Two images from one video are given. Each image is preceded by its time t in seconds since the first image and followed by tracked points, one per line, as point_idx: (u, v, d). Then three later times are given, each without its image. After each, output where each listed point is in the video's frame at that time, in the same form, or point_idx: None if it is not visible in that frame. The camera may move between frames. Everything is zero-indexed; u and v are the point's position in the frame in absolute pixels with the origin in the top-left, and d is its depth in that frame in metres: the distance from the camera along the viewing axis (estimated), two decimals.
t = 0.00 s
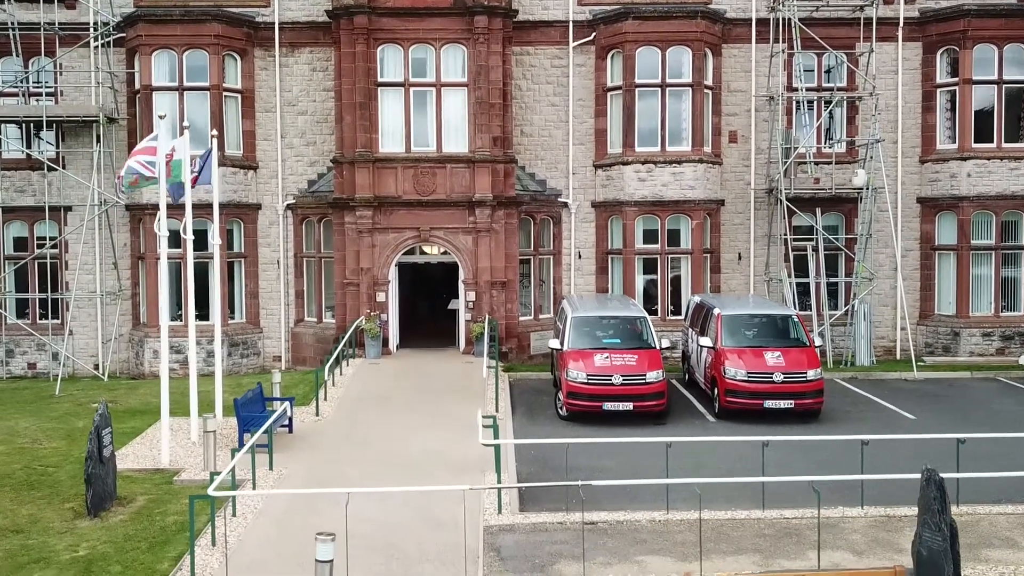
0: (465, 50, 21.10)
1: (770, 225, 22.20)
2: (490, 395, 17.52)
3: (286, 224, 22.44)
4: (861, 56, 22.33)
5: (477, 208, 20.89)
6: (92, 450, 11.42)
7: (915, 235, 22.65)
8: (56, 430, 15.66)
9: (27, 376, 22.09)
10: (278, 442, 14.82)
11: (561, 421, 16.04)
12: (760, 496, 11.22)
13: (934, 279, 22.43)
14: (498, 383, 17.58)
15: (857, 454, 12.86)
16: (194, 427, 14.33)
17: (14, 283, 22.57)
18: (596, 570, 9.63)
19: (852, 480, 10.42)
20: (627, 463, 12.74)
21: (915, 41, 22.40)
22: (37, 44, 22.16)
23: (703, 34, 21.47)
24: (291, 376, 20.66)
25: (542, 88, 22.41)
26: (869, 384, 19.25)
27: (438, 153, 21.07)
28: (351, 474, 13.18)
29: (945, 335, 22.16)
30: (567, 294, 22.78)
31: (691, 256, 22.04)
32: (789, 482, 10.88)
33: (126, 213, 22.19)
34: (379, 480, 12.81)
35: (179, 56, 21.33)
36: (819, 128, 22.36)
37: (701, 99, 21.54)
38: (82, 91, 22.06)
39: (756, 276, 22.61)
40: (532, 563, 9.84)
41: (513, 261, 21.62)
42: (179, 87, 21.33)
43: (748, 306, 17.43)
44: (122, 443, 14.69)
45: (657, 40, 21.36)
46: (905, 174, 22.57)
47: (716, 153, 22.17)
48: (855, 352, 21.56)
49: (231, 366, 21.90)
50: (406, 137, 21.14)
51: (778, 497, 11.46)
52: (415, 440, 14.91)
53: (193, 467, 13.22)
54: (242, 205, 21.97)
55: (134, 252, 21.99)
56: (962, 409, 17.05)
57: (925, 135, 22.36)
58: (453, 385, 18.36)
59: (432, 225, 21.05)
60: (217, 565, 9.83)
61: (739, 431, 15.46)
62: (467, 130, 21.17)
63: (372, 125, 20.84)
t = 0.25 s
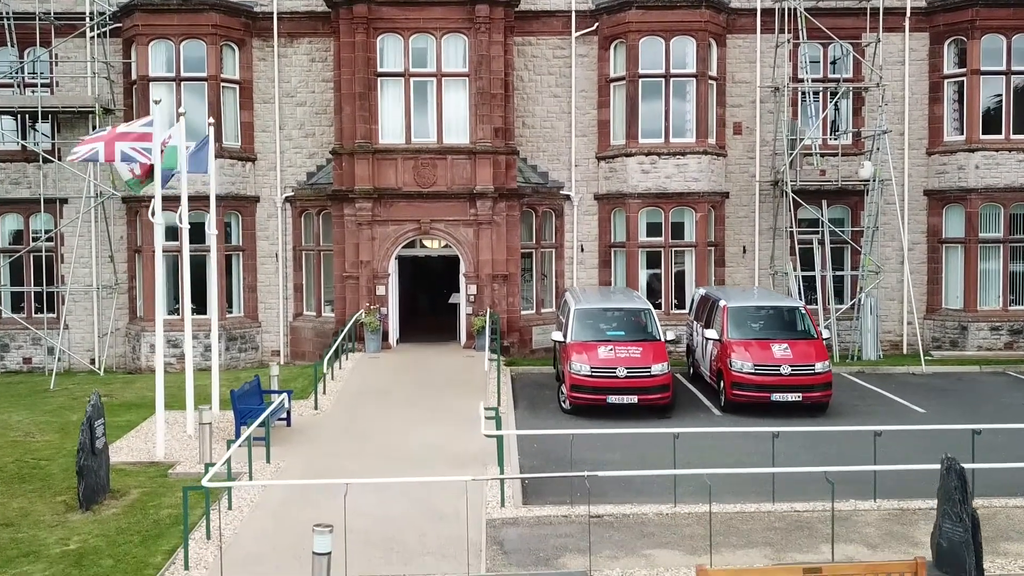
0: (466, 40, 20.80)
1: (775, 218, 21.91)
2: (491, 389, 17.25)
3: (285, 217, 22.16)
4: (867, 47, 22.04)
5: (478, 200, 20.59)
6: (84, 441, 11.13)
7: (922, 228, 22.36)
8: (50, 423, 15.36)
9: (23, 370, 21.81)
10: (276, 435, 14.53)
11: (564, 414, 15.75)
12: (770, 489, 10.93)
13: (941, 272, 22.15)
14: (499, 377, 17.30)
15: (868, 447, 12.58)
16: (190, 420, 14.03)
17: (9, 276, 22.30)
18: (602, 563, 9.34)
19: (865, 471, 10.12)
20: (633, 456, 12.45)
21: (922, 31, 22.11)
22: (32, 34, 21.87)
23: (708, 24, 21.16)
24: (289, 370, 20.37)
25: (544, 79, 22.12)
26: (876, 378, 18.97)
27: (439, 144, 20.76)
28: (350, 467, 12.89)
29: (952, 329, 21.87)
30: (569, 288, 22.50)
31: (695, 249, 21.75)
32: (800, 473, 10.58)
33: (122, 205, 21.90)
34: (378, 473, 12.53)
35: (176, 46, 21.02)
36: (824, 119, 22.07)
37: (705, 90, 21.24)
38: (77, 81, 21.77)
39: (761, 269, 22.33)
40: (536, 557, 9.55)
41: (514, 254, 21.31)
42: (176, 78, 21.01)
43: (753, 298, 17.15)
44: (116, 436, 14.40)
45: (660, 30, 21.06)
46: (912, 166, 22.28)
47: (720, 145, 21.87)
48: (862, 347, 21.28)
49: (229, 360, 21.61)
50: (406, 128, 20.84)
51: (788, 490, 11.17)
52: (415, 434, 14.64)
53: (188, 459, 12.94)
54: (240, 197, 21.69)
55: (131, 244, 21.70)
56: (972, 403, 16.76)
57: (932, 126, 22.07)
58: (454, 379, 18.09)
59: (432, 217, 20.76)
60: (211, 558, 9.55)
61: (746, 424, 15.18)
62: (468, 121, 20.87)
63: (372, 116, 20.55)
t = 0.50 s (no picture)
0: (467, 29, 20.50)
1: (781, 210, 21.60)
2: (493, 382, 16.96)
3: (284, 210, 21.85)
4: (874, 37, 21.73)
5: (480, 192, 20.26)
6: (76, 432, 10.83)
7: (929, 221, 22.05)
8: (43, 416, 15.06)
9: (18, 365, 21.52)
10: (274, 428, 14.23)
11: (567, 407, 15.44)
12: (782, 481, 10.62)
13: (949, 265, 21.83)
14: (501, 369, 17.01)
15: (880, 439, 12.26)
16: (186, 413, 13.72)
17: (4, 270, 22.01)
18: (610, 557, 9.03)
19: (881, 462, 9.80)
20: (639, 448, 12.14)
21: (930, 21, 21.79)
22: (28, 23, 21.56)
23: (712, 13, 20.85)
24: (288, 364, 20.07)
25: (547, 70, 21.81)
26: (884, 372, 18.66)
27: (439, 135, 20.43)
28: (349, 460, 12.57)
29: (960, 323, 21.55)
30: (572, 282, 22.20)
31: (700, 242, 21.43)
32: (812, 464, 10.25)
33: (119, 197, 21.61)
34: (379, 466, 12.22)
35: (173, 35, 20.71)
36: (831, 110, 21.76)
37: (710, 80, 20.93)
38: (73, 72, 21.47)
39: (766, 262, 22.03)
40: (542, 550, 9.24)
41: (516, 246, 21.00)
42: (174, 68, 20.70)
43: (760, 289, 16.84)
44: (110, 429, 14.09)
45: (664, 19, 20.75)
46: (919, 157, 21.97)
47: (725, 136, 21.56)
48: (869, 341, 20.98)
49: (226, 354, 21.31)
50: (406, 118, 20.53)
51: (800, 482, 10.86)
52: (416, 426, 14.35)
53: (184, 452, 12.63)
54: (238, 189, 21.40)
55: (127, 237, 21.40)
56: (983, 397, 16.44)
57: (940, 117, 21.75)
58: (455, 372, 17.80)
59: (433, 209, 20.44)
60: (206, 552, 9.25)
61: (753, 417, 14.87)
62: (469, 111, 20.56)
63: (372, 106, 20.24)
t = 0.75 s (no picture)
0: (468, 18, 20.18)
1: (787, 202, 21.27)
2: (495, 376, 16.64)
3: (282, 202, 21.53)
4: (882, 27, 21.40)
5: (481, 183, 19.93)
6: (65, 423, 10.52)
7: (937, 213, 21.71)
8: (35, 409, 14.75)
9: (12, 359, 21.21)
10: (271, 420, 13.91)
11: (571, 400, 15.12)
12: (795, 474, 10.29)
13: (957, 259, 21.50)
14: (504, 362, 16.69)
15: (893, 432, 11.93)
16: (181, 405, 13.39)
17: None
18: (617, 551, 8.69)
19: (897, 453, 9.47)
20: (646, 440, 11.81)
21: (938, 10, 21.45)
22: (22, 13, 21.25)
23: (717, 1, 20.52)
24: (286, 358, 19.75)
25: (549, 60, 21.49)
26: (893, 366, 18.33)
27: (440, 125, 20.11)
28: (349, 454, 12.25)
29: (969, 317, 21.21)
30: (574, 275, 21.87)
31: (705, 235, 21.10)
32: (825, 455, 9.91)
33: (115, 189, 21.30)
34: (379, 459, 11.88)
35: (170, 25, 20.39)
36: (837, 100, 21.43)
37: (714, 71, 20.60)
38: (69, 62, 21.16)
39: (772, 255, 21.71)
40: (546, 544, 8.91)
41: (518, 239, 20.67)
42: (170, 58, 20.38)
43: (767, 281, 16.52)
44: (104, 422, 13.77)
45: (669, 8, 20.42)
46: (927, 149, 21.63)
47: (730, 127, 21.23)
48: (876, 335, 20.66)
49: (224, 349, 20.98)
50: (406, 108, 20.21)
51: (812, 475, 10.52)
52: (417, 419, 14.03)
53: (177, 445, 12.31)
54: (236, 181, 21.09)
55: (123, 230, 21.08)
56: (995, 390, 16.11)
57: (949, 108, 21.41)
58: (456, 365, 17.48)
59: (434, 201, 20.12)
60: (197, 546, 8.91)
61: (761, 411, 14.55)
62: (470, 102, 20.24)
63: (372, 96, 19.92)
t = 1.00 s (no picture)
0: (469, 7, 19.84)
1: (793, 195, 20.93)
2: (497, 370, 16.29)
3: (280, 194, 21.20)
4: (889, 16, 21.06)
5: (482, 175, 19.59)
6: (53, 416, 10.15)
7: (945, 206, 21.36)
8: (26, 404, 14.41)
9: (5, 355, 20.89)
10: (267, 415, 13.57)
11: (574, 394, 14.78)
12: (807, 468, 9.94)
13: (966, 252, 21.15)
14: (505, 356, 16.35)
15: (907, 426, 11.59)
16: (174, 399, 13.04)
17: None
18: (625, 547, 8.35)
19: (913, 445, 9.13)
20: (651, 434, 11.47)
21: None
22: (16, 2, 20.91)
23: None
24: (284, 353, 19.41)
25: (551, 50, 21.16)
26: (902, 361, 17.99)
27: (440, 116, 19.77)
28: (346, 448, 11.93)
29: (978, 312, 20.86)
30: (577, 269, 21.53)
31: (709, 228, 20.75)
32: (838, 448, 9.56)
33: (110, 182, 20.96)
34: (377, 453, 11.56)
35: (165, 14, 20.05)
36: (843, 91, 21.09)
37: (719, 61, 20.26)
38: (63, 52, 20.82)
39: (777, 249, 21.37)
40: (550, 540, 8.57)
41: (520, 232, 20.32)
42: (166, 48, 20.05)
43: (774, 273, 16.18)
44: (95, 417, 13.44)
45: None
46: (935, 141, 21.29)
47: (735, 118, 20.89)
48: (884, 329, 20.32)
49: (220, 344, 20.66)
50: (406, 99, 19.87)
51: (824, 469, 10.17)
52: (417, 413, 13.69)
53: (170, 439, 11.98)
54: (233, 173, 20.76)
55: (118, 223, 20.75)
56: (1008, 385, 15.76)
57: (957, 99, 21.06)
58: (457, 360, 17.14)
59: (434, 193, 19.78)
60: (187, 542, 8.58)
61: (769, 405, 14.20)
62: (470, 92, 19.90)
63: (371, 86, 19.58)
